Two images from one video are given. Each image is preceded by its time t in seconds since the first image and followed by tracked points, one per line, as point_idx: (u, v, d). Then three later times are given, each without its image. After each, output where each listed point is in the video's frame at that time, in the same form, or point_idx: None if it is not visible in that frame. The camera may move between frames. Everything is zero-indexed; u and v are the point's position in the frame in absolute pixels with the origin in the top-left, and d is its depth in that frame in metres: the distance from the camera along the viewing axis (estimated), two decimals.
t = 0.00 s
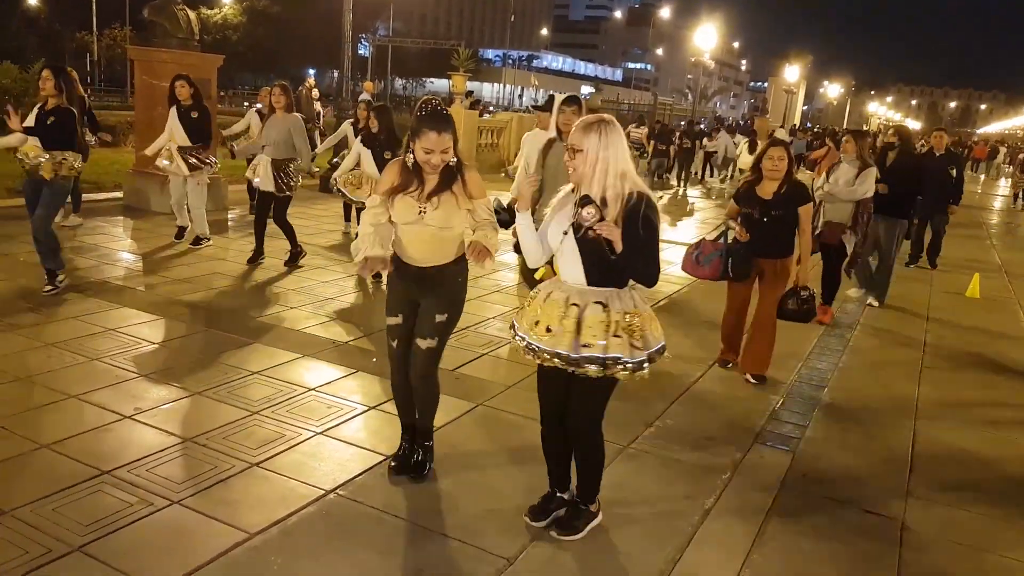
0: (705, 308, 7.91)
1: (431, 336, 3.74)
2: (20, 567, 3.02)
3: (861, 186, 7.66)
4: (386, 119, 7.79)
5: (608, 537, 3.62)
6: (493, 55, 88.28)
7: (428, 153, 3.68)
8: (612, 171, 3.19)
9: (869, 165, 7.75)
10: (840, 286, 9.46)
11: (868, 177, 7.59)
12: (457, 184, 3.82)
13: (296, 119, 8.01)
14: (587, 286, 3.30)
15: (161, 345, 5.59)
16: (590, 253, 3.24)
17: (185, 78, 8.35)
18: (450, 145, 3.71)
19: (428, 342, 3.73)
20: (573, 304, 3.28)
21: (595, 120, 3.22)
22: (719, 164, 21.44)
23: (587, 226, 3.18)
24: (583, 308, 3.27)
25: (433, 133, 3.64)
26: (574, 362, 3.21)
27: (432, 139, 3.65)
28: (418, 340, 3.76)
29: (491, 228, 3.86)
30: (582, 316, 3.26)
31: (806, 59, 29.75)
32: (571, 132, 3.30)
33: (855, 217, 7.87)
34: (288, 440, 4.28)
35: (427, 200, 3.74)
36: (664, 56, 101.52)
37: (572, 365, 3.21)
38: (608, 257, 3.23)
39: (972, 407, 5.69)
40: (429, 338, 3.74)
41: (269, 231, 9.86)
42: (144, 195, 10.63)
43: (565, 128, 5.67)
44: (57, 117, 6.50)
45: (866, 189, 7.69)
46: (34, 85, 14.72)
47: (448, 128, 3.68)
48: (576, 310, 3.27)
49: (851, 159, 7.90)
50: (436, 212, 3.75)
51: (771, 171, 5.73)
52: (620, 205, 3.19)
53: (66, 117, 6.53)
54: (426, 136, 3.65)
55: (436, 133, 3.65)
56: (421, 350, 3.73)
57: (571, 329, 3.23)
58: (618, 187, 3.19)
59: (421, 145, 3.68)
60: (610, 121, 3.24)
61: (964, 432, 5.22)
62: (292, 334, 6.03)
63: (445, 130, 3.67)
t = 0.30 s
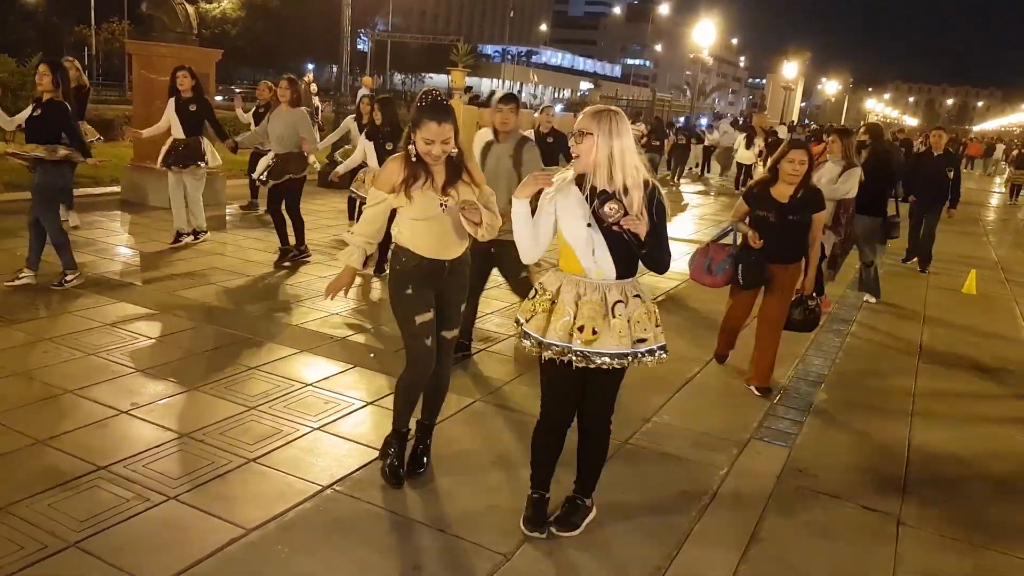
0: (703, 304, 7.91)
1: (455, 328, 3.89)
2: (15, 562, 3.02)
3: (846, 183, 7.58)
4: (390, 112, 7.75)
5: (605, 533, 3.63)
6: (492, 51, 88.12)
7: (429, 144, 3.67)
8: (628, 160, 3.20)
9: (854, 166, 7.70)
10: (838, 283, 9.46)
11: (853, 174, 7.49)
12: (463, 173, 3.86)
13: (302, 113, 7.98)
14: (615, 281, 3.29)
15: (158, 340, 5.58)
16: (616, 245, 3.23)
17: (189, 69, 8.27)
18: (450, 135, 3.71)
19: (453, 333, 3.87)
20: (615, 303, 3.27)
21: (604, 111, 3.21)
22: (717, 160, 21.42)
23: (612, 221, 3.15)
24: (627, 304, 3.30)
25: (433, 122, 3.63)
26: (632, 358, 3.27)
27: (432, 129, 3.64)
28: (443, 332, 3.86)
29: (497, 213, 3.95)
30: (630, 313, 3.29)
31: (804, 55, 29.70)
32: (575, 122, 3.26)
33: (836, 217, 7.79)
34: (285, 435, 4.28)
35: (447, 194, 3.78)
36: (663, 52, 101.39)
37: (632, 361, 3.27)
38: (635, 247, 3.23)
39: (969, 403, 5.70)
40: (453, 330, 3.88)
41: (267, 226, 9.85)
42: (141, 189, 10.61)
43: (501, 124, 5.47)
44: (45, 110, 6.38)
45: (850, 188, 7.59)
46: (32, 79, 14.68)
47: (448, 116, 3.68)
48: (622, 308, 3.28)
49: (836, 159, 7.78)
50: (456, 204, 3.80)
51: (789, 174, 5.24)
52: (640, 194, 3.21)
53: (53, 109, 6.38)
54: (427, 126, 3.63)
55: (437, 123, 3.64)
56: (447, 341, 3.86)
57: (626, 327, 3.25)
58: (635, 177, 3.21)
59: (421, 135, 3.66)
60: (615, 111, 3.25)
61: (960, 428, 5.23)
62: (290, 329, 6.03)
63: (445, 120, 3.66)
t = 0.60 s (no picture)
0: (699, 304, 7.92)
1: (443, 335, 3.85)
2: (11, 562, 3.01)
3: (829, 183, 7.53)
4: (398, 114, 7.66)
5: (602, 532, 3.63)
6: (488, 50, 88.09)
7: (425, 149, 3.68)
8: (615, 166, 3.19)
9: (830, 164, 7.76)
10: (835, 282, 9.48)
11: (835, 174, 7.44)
12: (453, 182, 3.80)
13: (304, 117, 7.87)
14: (591, 283, 3.28)
15: (154, 340, 5.57)
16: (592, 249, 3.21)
17: (184, 70, 8.18)
18: (448, 142, 3.71)
19: (440, 339, 3.84)
20: (584, 303, 3.26)
21: (601, 115, 3.22)
22: (713, 159, 21.44)
23: (590, 223, 3.14)
24: (598, 306, 3.27)
25: (431, 128, 3.64)
26: (598, 360, 3.24)
27: (430, 135, 3.65)
28: (430, 337, 3.86)
29: (480, 229, 3.85)
30: (599, 315, 3.26)
31: (799, 57, 29.79)
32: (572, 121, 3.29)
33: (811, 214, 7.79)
34: (281, 435, 4.28)
35: (424, 196, 3.75)
36: (659, 52, 101.46)
37: (597, 363, 3.23)
38: (609, 254, 3.19)
39: (964, 402, 5.72)
40: (440, 337, 3.84)
41: (264, 226, 9.84)
42: (137, 189, 10.60)
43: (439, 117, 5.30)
44: (45, 109, 6.41)
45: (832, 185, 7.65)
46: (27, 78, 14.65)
47: (447, 125, 3.67)
48: (590, 309, 3.26)
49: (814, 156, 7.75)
50: (433, 209, 3.76)
51: (803, 179, 4.89)
52: (623, 200, 3.16)
53: (53, 109, 6.43)
54: (425, 131, 3.64)
55: (435, 129, 3.64)
56: (434, 346, 3.84)
57: (591, 328, 3.23)
58: (621, 183, 3.18)
59: (419, 140, 3.68)
60: (614, 116, 3.25)
61: (955, 427, 5.25)
62: (286, 329, 6.03)
63: (444, 126, 3.67)
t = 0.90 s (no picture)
0: (697, 302, 7.92)
1: (397, 323, 3.81)
2: (11, 561, 3.02)
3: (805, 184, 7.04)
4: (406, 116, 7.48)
5: (600, 530, 3.64)
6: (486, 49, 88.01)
7: (422, 135, 3.70)
8: (588, 163, 3.19)
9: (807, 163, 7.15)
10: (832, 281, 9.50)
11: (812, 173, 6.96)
12: (430, 176, 3.83)
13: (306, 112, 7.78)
14: (553, 275, 3.31)
15: (152, 339, 5.57)
16: (561, 245, 3.20)
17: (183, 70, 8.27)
18: (446, 131, 3.72)
19: (394, 327, 3.80)
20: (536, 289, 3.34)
21: (584, 114, 3.23)
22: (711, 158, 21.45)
23: (559, 217, 3.10)
24: (545, 295, 3.31)
25: (429, 113, 3.65)
26: (524, 342, 3.28)
27: (426, 121, 3.66)
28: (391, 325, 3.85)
29: (460, 228, 3.78)
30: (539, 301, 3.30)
31: (797, 55, 29.82)
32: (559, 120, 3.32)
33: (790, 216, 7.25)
34: (279, 433, 4.29)
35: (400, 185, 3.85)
36: (657, 50, 101.42)
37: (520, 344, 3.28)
38: (574, 248, 3.18)
39: (961, 400, 5.74)
40: (395, 325, 3.81)
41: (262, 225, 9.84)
42: (135, 188, 10.59)
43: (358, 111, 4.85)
44: (40, 111, 6.43)
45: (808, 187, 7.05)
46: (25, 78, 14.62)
47: (444, 115, 3.67)
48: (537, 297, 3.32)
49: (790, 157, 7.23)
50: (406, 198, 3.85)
51: (819, 185, 4.59)
52: (592, 197, 3.14)
53: (48, 110, 6.45)
54: (422, 117, 3.66)
55: (433, 116, 3.65)
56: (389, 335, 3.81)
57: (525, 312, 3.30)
58: (593, 181, 3.17)
59: (416, 126, 3.71)
60: (599, 116, 3.24)
61: (952, 426, 5.26)
62: (285, 328, 6.03)
63: (442, 114, 3.67)
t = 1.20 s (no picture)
0: (696, 300, 7.91)
1: (414, 325, 3.78)
2: (11, 559, 3.02)
3: (780, 179, 6.63)
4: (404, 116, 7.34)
5: (600, 528, 3.65)
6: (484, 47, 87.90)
7: (424, 125, 3.69)
8: (587, 162, 3.19)
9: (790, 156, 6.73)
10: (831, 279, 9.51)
11: (790, 167, 6.56)
12: (436, 172, 3.82)
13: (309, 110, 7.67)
14: (568, 278, 3.28)
15: (150, 338, 5.56)
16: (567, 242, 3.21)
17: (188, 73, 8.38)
18: (447, 121, 3.71)
19: (411, 330, 3.78)
20: (554, 296, 3.28)
21: (582, 115, 3.23)
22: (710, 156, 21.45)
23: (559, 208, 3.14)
24: (565, 301, 3.26)
25: (430, 102, 3.64)
26: (555, 352, 3.23)
27: (428, 109, 3.65)
28: (403, 329, 3.82)
29: (464, 221, 3.79)
30: (564, 309, 3.25)
31: (795, 54, 29.82)
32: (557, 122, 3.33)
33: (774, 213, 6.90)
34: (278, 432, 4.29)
35: (407, 183, 3.84)
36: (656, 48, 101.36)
37: (554, 355, 3.23)
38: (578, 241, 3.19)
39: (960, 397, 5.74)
40: (411, 327, 3.78)
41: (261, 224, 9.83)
42: (133, 187, 10.56)
43: (252, 112, 4.40)
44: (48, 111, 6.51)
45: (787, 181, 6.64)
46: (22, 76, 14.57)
47: (446, 103, 3.67)
48: (558, 303, 3.26)
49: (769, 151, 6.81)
50: (413, 194, 3.81)
51: (847, 190, 4.34)
52: (597, 194, 3.16)
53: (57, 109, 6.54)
54: (423, 106, 3.65)
55: (434, 104, 3.64)
56: (405, 338, 3.78)
57: (552, 321, 3.23)
58: (596, 179, 3.17)
59: (417, 116, 3.70)
60: (596, 115, 3.25)
61: (951, 423, 5.26)
62: (283, 327, 6.02)
63: (443, 103, 3.67)
